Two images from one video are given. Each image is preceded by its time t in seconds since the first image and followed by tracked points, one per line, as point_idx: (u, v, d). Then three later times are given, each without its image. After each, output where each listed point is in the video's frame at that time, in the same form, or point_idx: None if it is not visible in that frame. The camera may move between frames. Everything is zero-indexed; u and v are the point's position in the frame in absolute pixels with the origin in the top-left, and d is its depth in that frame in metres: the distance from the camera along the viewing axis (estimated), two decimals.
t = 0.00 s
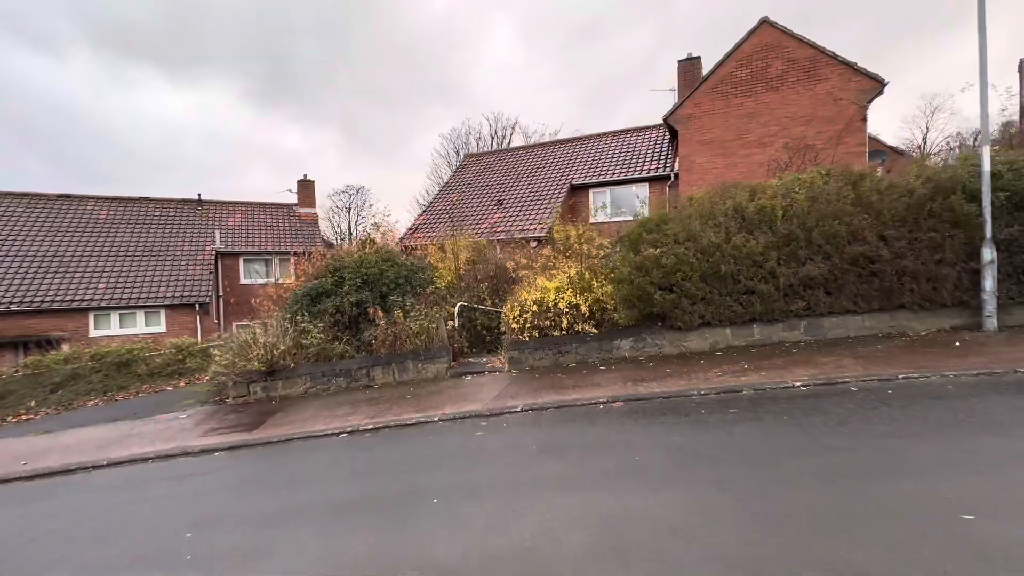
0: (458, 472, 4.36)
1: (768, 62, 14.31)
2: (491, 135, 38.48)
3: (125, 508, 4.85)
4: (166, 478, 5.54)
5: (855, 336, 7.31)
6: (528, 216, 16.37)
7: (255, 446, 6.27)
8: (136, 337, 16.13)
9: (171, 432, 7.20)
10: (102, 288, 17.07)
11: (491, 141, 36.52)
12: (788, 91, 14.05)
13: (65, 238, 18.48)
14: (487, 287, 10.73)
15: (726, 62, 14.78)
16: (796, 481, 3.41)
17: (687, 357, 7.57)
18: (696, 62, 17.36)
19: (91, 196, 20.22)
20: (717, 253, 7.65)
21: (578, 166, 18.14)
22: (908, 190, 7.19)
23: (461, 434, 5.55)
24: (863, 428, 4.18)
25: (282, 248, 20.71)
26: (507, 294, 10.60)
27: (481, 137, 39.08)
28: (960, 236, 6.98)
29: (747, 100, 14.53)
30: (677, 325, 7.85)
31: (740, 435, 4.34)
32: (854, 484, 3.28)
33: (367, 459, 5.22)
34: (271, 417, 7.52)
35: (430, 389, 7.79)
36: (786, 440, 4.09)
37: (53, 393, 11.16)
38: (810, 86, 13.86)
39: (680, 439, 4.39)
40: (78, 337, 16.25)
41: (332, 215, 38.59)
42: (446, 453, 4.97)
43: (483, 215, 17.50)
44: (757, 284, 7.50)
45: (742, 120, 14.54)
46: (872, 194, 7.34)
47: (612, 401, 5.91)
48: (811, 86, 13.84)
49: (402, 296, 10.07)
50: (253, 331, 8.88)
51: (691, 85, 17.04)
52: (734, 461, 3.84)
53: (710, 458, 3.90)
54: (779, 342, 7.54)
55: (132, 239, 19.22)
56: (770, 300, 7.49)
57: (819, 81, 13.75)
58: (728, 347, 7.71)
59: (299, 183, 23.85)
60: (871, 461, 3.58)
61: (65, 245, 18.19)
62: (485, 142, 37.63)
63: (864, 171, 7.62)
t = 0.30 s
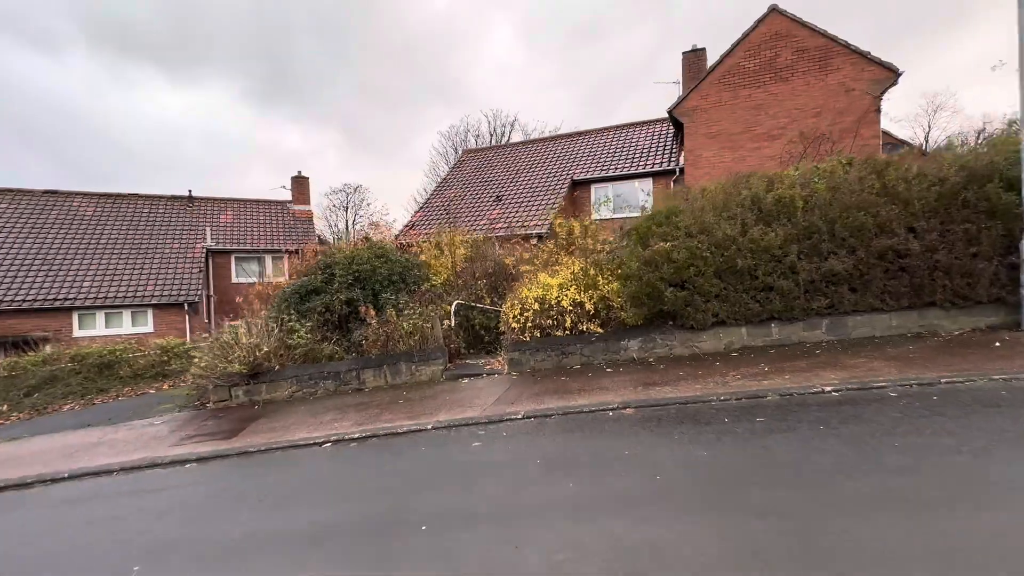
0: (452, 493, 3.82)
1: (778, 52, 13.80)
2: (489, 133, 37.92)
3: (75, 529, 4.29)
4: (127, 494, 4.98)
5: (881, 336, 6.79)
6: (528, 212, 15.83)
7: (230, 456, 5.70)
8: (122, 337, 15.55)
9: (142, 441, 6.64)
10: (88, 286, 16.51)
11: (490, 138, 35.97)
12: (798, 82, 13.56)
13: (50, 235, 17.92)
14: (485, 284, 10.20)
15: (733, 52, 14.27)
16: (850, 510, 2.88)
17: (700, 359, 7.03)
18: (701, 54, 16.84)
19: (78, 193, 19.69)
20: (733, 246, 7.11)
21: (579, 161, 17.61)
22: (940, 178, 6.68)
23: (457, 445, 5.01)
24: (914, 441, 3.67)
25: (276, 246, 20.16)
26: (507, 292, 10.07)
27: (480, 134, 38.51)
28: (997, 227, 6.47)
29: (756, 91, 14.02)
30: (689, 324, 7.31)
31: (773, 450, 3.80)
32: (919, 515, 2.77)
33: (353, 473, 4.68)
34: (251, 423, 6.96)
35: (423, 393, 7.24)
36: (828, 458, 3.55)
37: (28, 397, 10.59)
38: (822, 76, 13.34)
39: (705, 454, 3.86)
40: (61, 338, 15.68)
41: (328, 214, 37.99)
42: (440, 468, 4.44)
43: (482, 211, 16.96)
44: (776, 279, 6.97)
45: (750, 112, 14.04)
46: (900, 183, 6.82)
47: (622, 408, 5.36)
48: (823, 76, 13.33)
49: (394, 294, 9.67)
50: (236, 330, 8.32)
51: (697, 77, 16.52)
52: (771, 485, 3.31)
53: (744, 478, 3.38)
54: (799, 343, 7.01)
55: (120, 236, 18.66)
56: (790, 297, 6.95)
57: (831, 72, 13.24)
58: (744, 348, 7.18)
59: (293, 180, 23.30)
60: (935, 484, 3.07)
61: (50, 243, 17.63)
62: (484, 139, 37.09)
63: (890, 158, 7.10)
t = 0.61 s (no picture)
0: (453, 524, 3.28)
1: (791, 42, 13.28)
2: (490, 130, 37.39)
3: (19, 562, 3.73)
4: (86, 516, 4.43)
5: (917, 338, 6.26)
6: (530, 209, 15.31)
7: (206, 472, 5.14)
8: (110, 339, 15.02)
9: (113, 453, 6.07)
10: (74, 285, 15.98)
11: (490, 135, 35.45)
12: (812, 73, 13.04)
13: (37, 232, 17.38)
14: (487, 283, 9.67)
15: (743, 43, 13.75)
16: (943, 562, 2.35)
17: (721, 363, 6.49)
18: (709, 45, 16.32)
19: (67, 190, 19.16)
20: (756, 242, 6.58)
21: (583, 156, 17.09)
22: (982, 167, 6.16)
23: (458, 462, 4.46)
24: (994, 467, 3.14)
25: (270, 244, 19.62)
26: (510, 292, 9.55)
27: (481, 131, 37.98)
28: None
29: (767, 83, 13.51)
30: (707, 326, 6.77)
31: (828, 475, 3.27)
32: None
33: (340, 496, 4.13)
34: (234, 433, 6.40)
35: (421, 399, 6.69)
36: (897, 486, 3.02)
37: (4, 402, 10.05)
38: (837, 66, 12.82)
39: (747, 478, 3.33)
40: (47, 339, 15.14)
41: (327, 212, 37.53)
42: (440, 491, 3.89)
43: (482, 208, 16.44)
44: (803, 277, 6.42)
45: (761, 104, 13.53)
46: (938, 172, 6.30)
47: (642, 419, 4.81)
48: (838, 67, 12.81)
49: (390, 293, 9.13)
50: (220, 333, 7.68)
51: (704, 70, 16.00)
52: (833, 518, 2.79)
53: (801, 513, 2.84)
54: (827, 345, 6.48)
55: (109, 234, 18.12)
56: (818, 296, 6.42)
57: (847, 62, 12.72)
58: (767, 351, 6.65)
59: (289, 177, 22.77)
60: None
61: (37, 240, 17.09)
62: (485, 136, 36.57)
63: (926, 146, 6.58)
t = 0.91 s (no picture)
0: (458, 570, 2.75)
1: (804, 31, 12.75)
2: (489, 126, 36.79)
3: None
4: (34, 548, 3.85)
5: (961, 341, 5.73)
6: (532, 205, 14.75)
7: (176, 492, 4.58)
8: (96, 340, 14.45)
9: (78, 468, 5.50)
10: (60, 285, 15.41)
11: (490, 132, 34.85)
12: (827, 63, 12.50)
13: (21, 230, 16.80)
14: (488, 281, 9.12)
15: (755, 32, 13.20)
16: None
17: (745, 368, 5.95)
18: (717, 36, 15.78)
19: (53, 186, 18.55)
20: (783, 236, 6.04)
21: (586, 151, 16.54)
22: None
23: (460, 484, 3.91)
24: None
25: (264, 243, 19.05)
26: (513, 291, 9.01)
27: (480, 128, 37.37)
28: None
29: (780, 74, 12.97)
30: (729, 327, 6.23)
31: (906, 512, 2.76)
32: None
33: (324, 525, 3.58)
34: (213, 446, 5.84)
35: (418, 407, 6.15)
36: (993, 533, 2.54)
37: None
38: (853, 56, 12.29)
39: (809, 515, 2.81)
40: (30, 341, 14.57)
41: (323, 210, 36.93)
42: (440, 522, 3.33)
43: (483, 204, 15.88)
44: (836, 274, 5.88)
45: (774, 96, 12.99)
46: (984, 160, 5.76)
47: (667, 433, 4.25)
48: (854, 56, 12.27)
49: (386, 293, 8.58)
50: (201, 335, 7.02)
51: (712, 62, 15.47)
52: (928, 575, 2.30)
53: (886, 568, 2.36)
54: (860, 349, 5.95)
55: (97, 231, 17.53)
56: (852, 295, 5.88)
57: (864, 51, 12.18)
58: (794, 355, 6.11)
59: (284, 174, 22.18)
60: None
61: (21, 238, 16.50)
62: (484, 133, 35.97)
63: (968, 131, 6.04)
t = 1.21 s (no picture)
0: None
1: (820, 17, 12.17)
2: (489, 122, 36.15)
3: None
4: None
5: (1018, 343, 5.14)
6: (534, 200, 14.16)
7: (130, 518, 3.94)
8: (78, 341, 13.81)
9: (28, 487, 4.88)
10: (41, 283, 14.78)
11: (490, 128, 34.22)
12: (844, 49, 11.90)
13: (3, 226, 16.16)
14: (490, 277, 8.51)
15: (768, 18, 12.62)
16: None
17: (776, 372, 5.36)
18: (725, 25, 15.19)
19: (38, 181, 17.91)
20: (819, 225, 5.44)
21: (590, 144, 15.94)
22: None
23: (461, 511, 3.31)
24: None
25: (256, 240, 18.41)
26: (516, 288, 8.41)
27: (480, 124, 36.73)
28: None
29: (794, 62, 12.39)
30: (757, 327, 5.64)
31: None
32: None
33: (297, 564, 2.97)
34: (182, 461, 5.22)
35: (413, 416, 5.54)
36: None
37: None
38: (871, 42, 11.70)
39: (908, 566, 2.21)
40: (9, 341, 13.93)
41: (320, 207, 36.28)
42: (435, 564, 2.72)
43: (483, 200, 15.28)
44: (878, 268, 5.29)
45: (788, 85, 12.40)
46: None
47: (702, 451, 3.65)
48: (873, 43, 11.68)
49: (379, 290, 7.97)
50: (173, 336, 6.38)
51: (721, 51, 14.88)
52: None
53: None
54: (904, 351, 5.36)
55: (82, 228, 16.90)
56: (895, 291, 5.30)
57: (884, 37, 11.59)
58: (829, 358, 5.53)
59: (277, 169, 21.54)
60: None
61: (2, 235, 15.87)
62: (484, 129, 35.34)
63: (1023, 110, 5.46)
